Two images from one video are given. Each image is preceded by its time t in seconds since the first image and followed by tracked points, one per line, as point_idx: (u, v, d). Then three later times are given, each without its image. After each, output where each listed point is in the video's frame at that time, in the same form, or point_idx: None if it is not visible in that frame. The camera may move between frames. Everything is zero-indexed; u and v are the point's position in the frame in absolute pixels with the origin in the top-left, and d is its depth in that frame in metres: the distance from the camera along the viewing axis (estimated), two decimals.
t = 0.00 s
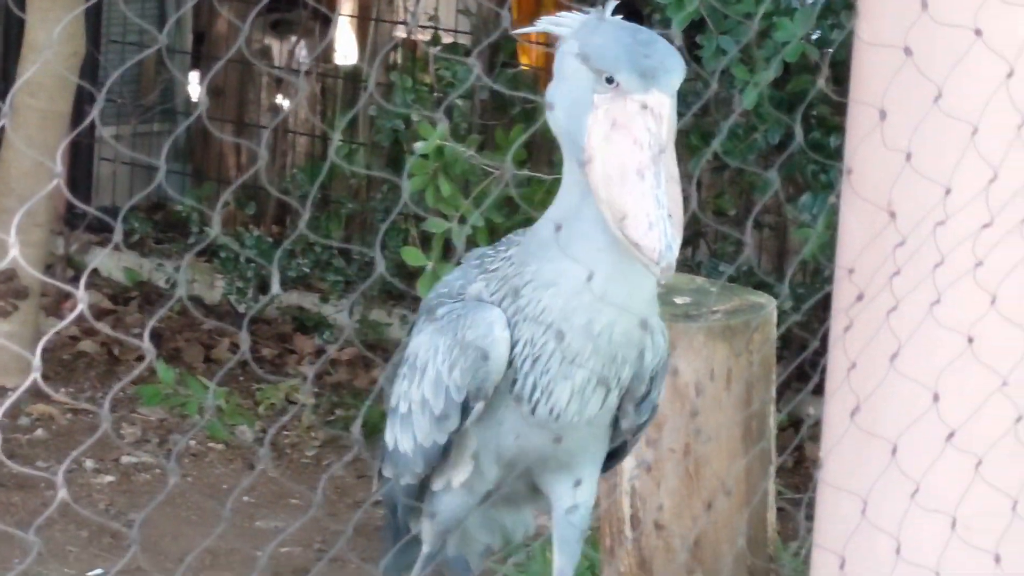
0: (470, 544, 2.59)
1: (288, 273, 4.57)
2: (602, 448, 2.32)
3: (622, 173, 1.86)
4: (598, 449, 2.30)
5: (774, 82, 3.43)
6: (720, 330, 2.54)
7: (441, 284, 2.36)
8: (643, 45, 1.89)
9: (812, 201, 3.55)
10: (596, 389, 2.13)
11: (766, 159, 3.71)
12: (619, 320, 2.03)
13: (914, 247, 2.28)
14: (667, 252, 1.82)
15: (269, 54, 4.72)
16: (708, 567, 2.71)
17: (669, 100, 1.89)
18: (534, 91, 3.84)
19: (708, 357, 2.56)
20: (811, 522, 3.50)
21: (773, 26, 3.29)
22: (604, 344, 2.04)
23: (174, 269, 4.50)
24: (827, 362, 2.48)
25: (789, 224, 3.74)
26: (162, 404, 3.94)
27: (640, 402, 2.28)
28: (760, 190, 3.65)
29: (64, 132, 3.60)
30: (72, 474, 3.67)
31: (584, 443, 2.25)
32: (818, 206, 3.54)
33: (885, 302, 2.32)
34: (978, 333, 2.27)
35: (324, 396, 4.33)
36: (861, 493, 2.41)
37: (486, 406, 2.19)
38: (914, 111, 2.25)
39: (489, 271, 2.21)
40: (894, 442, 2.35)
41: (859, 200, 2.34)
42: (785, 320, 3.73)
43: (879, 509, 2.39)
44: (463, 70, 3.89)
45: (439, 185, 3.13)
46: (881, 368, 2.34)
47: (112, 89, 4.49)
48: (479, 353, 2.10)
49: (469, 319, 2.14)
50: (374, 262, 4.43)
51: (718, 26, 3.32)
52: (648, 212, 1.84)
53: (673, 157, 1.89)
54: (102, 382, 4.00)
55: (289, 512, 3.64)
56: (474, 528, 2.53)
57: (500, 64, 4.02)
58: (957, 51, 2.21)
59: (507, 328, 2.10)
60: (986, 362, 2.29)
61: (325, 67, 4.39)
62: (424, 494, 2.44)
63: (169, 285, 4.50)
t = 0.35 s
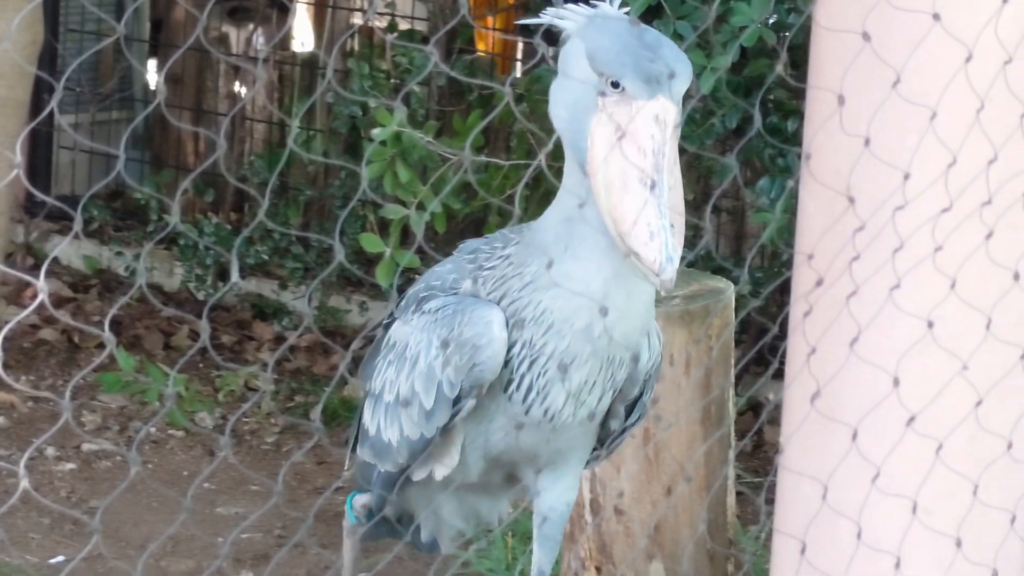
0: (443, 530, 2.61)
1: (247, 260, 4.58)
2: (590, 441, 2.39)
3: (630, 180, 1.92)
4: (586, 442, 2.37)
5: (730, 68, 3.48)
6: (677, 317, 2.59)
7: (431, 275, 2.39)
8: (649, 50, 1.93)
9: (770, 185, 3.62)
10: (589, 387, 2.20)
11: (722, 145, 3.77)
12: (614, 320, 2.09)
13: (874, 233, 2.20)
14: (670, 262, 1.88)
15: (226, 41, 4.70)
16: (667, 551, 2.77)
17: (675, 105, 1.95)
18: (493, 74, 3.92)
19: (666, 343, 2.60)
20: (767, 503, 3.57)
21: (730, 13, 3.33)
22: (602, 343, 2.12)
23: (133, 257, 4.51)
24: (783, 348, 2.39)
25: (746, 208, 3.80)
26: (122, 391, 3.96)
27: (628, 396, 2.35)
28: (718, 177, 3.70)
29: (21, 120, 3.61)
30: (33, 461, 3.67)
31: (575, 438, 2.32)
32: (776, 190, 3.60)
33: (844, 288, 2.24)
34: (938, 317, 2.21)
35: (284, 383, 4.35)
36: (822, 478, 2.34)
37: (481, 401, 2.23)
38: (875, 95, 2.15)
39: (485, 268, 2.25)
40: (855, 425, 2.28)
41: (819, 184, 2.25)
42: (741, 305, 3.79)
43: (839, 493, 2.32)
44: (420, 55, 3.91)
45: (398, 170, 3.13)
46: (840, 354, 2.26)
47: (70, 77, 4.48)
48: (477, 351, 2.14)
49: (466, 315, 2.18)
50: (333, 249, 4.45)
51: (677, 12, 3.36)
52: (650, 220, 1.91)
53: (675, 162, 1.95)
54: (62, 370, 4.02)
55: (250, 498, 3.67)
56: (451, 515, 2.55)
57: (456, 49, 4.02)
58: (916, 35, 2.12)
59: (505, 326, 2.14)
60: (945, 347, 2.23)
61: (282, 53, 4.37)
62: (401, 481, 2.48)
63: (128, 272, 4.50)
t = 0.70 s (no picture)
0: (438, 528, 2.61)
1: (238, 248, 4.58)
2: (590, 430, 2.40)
3: (627, 169, 1.92)
4: (586, 430, 2.38)
5: (721, 54, 3.49)
6: (668, 303, 2.60)
7: (433, 263, 2.40)
8: (646, 40, 1.93)
9: (761, 171, 3.66)
10: (592, 374, 2.21)
11: (712, 132, 3.77)
12: (616, 307, 2.10)
13: (868, 220, 2.19)
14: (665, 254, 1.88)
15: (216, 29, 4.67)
16: (659, 537, 2.78)
17: (670, 98, 1.95)
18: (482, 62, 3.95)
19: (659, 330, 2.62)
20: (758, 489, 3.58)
21: None
22: (605, 331, 2.14)
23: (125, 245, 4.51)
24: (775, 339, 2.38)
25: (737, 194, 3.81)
26: (114, 378, 3.96)
27: (628, 383, 2.37)
28: (709, 162, 3.70)
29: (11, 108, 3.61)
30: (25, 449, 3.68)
31: (576, 425, 2.33)
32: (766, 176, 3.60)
33: (837, 276, 2.23)
34: (931, 305, 2.21)
35: (275, 370, 4.35)
36: (816, 466, 2.33)
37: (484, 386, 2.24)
38: (869, 83, 2.15)
39: (485, 255, 2.25)
40: (849, 413, 2.27)
41: (812, 176, 2.23)
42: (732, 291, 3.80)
43: (834, 482, 2.32)
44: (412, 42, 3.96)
45: (388, 158, 3.10)
46: (835, 341, 2.26)
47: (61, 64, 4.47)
48: (480, 336, 2.14)
49: (469, 299, 2.18)
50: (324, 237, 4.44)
51: None
52: (648, 211, 1.91)
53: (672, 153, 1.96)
54: (54, 357, 4.02)
55: (242, 485, 3.68)
56: (448, 514, 2.56)
57: (445, 36, 4.01)
58: (908, 24, 2.12)
59: (508, 311, 2.14)
60: (939, 335, 2.23)
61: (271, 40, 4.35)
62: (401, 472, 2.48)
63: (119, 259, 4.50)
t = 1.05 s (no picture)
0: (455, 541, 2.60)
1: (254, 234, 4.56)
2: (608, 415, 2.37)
3: (644, 154, 1.90)
4: (603, 415, 2.35)
5: (739, 40, 3.45)
6: (685, 289, 2.58)
7: (450, 249, 2.40)
8: (667, 26, 1.90)
9: (778, 157, 3.55)
10: (607, 355, 2.18)
11: (730, 118, 3.73)
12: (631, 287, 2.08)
13: (900, 210, 2.21)
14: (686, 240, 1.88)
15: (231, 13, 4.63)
16: (678, 525, 2.75)
17: (691, 86, 1.92)
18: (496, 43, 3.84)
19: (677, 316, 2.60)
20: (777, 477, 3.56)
21: None
22: (619, 312, 2.11)
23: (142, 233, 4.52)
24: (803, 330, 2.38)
25: (753, 181, 3.77)
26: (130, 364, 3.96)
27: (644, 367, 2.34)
28: (727, 148, 3.66)
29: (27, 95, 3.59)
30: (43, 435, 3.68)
31: (591, 409, 2.30)
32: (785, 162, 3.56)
33: (870, 265, 2.24)
34: (962, 294, 2.23)
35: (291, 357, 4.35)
36: (847, 455, 2.33)
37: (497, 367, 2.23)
38: (901, 74, 2.15)
39: (498, 237, 2.25)
40: (880, 403, 2.29)
41: (841, 167, 2.24)
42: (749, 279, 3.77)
43: (864, 472, 2.33)
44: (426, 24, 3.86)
45: (404, 143, 3.07)
46: (866, 330, 2.27)
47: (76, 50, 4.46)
48: (493, 313, 2.14)
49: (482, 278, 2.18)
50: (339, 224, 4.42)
51: None
52: (669, 196, 1.89)
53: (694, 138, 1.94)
54: (70, 343, 4.02)
55: (259, 472, 3.68)
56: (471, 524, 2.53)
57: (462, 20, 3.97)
58: (940, 15, 2.14)
59: (520, 290, 2.13)
60: (968, 325, 2.26)
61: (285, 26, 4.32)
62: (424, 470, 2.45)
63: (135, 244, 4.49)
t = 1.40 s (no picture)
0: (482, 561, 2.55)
1: (267, 224, 4.55)
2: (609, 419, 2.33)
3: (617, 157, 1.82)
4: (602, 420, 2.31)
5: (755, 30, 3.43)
6: (704, 277, 2.56)
7: (453, 250, 2.37)
8: (643, 24, 1.81)
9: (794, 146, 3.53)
10: (597, 361, 2.12)
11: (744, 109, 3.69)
12: (620, 294, 2.00)
13: (943, 198, 2.17)
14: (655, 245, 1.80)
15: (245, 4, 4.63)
16: (696, 514, 2.73)
17: (671, 86, 1.81)
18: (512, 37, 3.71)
19: (696, 305, 2.58)
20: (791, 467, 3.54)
21: None
22: (608, 317, 2.05)
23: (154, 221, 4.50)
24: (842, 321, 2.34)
25: (768, 172, 3.75)
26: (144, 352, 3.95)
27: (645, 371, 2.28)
28: (742, 139, 3.63)
29: (43, 83, 3.58)
30: (57, 423, 3.66)
31: (588, 415, 2.25)
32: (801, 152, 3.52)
33: (912, 253, 2.20)
34: (1002, 281, 2.18)
35: (304, 346, 4.34)
36: (890, 441, 2.28)
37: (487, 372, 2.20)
38: (944, 63, 2.13)
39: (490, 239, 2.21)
40: (921, 389, 2.23)
41: (884, 159, 2.21)
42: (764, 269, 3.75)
43: (905, 458, 2.27)
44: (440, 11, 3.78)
45: (419, 133, 3.06)
46: (907, 317, 2.22)
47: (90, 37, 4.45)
48: (479, 318, 2.11)
49: (470, 280, 2.15)
50: (353, 215, 4.41)
51: None
52: (641, 200, 1.80)
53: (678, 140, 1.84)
54: (83, 331, 4.01)
55: (273, 461, 3.67)
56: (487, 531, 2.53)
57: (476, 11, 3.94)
58: (983, 4, 2.11)
59: (506, 293, 2.10)
60: (1008, 312, 2.19)
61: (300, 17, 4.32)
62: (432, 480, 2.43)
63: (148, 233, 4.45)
